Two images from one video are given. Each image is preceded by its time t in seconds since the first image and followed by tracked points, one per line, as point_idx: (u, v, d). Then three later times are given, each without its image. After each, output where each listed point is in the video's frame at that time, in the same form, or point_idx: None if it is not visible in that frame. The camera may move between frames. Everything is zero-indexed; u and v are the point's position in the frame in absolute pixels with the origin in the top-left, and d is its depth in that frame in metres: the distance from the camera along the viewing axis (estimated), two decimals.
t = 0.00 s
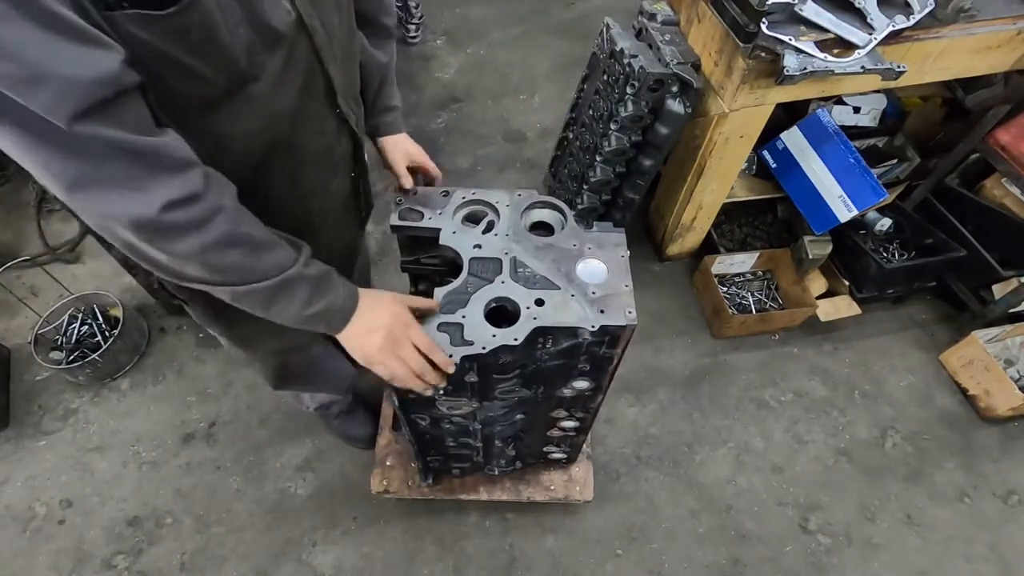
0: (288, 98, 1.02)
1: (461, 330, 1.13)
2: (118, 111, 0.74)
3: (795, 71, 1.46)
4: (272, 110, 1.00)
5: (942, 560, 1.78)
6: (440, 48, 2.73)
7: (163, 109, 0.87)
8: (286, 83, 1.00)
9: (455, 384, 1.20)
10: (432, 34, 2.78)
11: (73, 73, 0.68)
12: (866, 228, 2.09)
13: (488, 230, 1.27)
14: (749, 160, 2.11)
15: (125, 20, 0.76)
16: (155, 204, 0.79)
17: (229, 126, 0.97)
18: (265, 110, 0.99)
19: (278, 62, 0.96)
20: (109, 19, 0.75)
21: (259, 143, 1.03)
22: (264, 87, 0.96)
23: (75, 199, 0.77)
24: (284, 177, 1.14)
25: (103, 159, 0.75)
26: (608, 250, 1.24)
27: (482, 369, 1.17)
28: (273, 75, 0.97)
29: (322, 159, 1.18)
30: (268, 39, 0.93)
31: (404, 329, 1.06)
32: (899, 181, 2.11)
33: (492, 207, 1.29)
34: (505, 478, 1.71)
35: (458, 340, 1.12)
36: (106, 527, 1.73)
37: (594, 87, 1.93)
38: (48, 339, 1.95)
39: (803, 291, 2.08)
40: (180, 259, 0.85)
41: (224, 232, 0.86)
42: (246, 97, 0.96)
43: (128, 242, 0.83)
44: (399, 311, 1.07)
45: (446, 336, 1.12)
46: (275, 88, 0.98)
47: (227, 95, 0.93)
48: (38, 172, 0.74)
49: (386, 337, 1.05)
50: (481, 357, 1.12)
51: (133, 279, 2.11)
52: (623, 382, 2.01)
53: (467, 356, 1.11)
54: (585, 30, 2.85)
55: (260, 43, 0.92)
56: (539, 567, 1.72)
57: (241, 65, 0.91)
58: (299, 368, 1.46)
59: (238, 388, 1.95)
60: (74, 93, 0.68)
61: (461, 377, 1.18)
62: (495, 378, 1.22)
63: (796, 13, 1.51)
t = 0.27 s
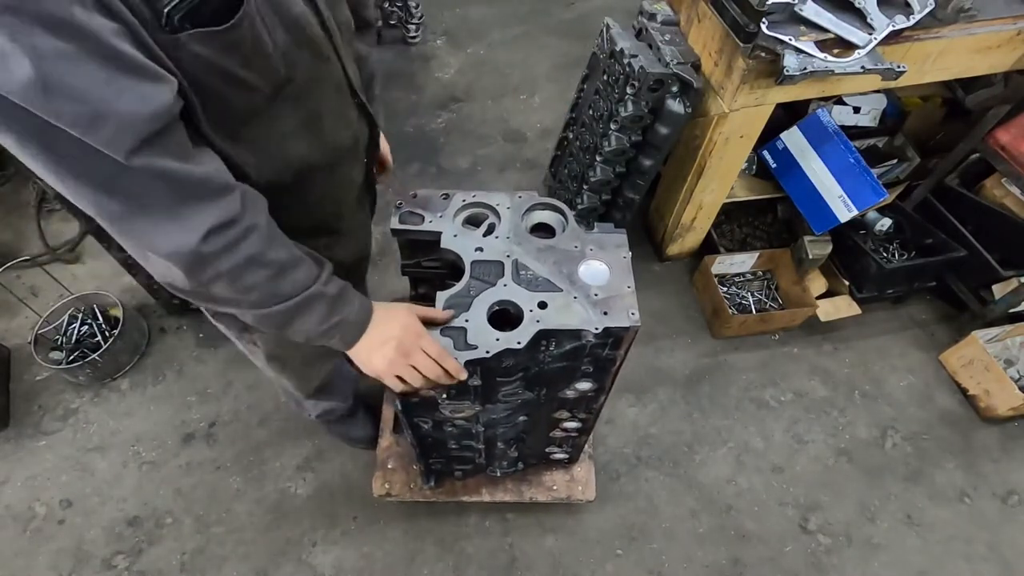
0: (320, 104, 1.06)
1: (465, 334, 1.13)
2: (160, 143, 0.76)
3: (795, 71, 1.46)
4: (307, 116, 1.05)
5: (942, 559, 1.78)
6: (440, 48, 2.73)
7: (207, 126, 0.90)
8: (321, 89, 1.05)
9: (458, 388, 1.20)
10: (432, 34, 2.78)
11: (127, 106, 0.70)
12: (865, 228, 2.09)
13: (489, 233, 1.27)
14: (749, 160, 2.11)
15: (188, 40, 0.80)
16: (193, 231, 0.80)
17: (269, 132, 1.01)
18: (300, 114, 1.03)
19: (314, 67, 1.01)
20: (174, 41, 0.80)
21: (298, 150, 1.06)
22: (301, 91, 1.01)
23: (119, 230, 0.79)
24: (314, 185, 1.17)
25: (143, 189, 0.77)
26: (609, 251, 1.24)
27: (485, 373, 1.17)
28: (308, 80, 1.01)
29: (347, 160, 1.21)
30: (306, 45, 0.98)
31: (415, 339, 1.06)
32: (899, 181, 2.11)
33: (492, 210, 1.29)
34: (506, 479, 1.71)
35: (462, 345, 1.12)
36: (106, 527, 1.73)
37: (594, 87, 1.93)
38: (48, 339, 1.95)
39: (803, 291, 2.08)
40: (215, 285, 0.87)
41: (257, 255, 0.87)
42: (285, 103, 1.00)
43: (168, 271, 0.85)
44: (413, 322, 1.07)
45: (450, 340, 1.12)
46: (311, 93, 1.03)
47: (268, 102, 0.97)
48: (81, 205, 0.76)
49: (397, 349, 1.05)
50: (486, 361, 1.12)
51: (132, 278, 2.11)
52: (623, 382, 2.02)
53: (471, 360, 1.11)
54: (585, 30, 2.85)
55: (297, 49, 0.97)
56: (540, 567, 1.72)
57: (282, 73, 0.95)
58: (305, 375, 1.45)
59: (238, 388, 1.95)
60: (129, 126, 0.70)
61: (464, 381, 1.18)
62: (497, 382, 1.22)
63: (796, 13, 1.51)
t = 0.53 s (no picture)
0: (300, 123, 1.04)
1: (479, 342, 1.13)
2: (150, 166, 0.75)
3: (795, 71, 1.46)
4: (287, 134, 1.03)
5: (942, 560, 1.78)
6: (440, 48, 2.73)
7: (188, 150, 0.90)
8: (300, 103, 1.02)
9: (471, 398, 1.20)
10: (432, 34, 2.78)
11: (107, 128, 0.69)
12: (866, 229, 2.09)
13: (493, 238, 1.26)
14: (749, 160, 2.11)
15: (152, 61, 0.79)
16: (198, 252, 0.80)
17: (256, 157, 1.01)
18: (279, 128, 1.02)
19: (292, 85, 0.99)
20: (137, 63, 0.78)
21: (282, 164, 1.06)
22: (281, 112, 1.00)
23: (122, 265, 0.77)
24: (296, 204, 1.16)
25: (143, 216, 0.76)
26: (615, 251, 1.25)
27: (499, 380, 1.17)
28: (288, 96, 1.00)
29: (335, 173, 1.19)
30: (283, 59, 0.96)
31: (429, 352, 1.06)
32: (899, 181, 2.11)
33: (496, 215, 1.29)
34: (515, 482, 1.71)
35: (476, 353, 1.11)
36: (106, 527, 1.73)
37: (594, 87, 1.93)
38: (48, 339, 1.95)
39: (803, 291, 2.08)
40: (223, 309, 0.86)
41: (263, 272, 0.87)
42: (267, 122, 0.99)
43: (174, 299, 0.84)
44: (426, 336, 1.08)
45: (463, 350, 1.12)
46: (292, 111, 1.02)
47: (248, 119, 0.96)
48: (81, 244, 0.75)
49: (412, 362, 1.06)
50: (500, 368, 1.12)
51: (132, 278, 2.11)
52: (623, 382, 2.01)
53: (487, 368, 1.11)
54: (585, 30, 2.85)
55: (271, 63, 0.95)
56: (540, 567, 1.72)
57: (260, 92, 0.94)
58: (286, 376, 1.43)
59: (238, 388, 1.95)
60: (114, 146, 0.69)
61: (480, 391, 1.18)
62: (510, 389, 1.22)
63: (796, 13, 1.51)
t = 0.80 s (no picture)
0: (275, 136, 1.02)
1: (487, 347, 1.13)
2: (146, 210, 0.75)
3: (795, 71, 1.46)
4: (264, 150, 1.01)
5: (942, 560, 1.78)
6: (440, 48, 2.73)
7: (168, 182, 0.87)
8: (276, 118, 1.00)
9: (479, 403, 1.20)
10: (432, 34, 2.78)
11: (93, 171, 0.68)
12: (866, 229, 2.09)
13: (495, 241, 1.26)
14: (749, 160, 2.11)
15: (126, 90, 0.76)
16: (201, 291, 0.81)
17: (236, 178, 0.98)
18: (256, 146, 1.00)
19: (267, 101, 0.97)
20: (110, 94, 0.75)
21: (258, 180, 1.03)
22: (258, 126, 0.97)
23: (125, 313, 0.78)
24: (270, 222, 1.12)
25: (141, 261, 0.76)
26: (618, 250, 1.25)
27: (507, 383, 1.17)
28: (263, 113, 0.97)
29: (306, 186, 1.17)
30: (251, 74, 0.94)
31: (438, 357, 1.07)
32: (900, 181, 2.11)
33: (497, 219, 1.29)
34: (521, 485, 1.71)
35: (484, 358, 1.12)
36: (106, 527, 1.73)
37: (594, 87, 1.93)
38: (48, 339, 1.96)
39: (803, 291, 2.08)
40: (232, 344, 0.87)
41: (268, 300, 0.88)
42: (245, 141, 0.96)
43: (184, 343, 0.85)
44: (433, 340, 1.08)
45: (471, 354, 1.12)
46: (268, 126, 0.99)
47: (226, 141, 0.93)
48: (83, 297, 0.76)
49: (421, 368, 1.07)
50: (508, 372, 1.13)
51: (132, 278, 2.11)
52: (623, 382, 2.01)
53: (496, 372, 1.11)
54: (585, 30, 2.85)
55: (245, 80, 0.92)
56: (540, 567, 1.72)
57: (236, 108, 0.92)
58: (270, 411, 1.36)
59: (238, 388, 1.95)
60: (104, 191, 0.69)
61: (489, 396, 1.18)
62: (517, 392, 1.22)
63: (796, 13, 1.51)
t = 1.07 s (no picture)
0: (237, 157, 1.05)
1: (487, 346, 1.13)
2: (127, 286, 0.77)
3: (795, 71, 1.46)
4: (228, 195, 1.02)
5: (942, 560, 1.78)
6: (440, 48, 2.73)
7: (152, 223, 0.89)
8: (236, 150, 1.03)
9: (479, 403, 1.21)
10: (432, 34, 2.78)
11: (84, 251, 0.69)
12: (866, 229, 2.09)
13: (495, 242, 1.26)
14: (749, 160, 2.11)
15: (99, 140, 0.79)
16: (192, 358, 0.82)
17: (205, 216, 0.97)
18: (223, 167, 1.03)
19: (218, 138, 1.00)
20: (86, 148, 0.78)
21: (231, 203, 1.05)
22: (216, 151, 1.00)
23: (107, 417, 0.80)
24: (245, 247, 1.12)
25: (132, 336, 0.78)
26: (618, 250, 1.25)
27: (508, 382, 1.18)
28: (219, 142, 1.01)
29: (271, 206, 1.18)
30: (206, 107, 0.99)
31: (427, 356, 1.06)
32: (899, 181, 2.11)
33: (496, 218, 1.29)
34: (521, 486, 1.71)
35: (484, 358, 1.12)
36: (106, 527, 1.73)
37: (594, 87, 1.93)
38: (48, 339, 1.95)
39: (803, 292, 2.08)
40: (226, 403, 0.88)
41: (258, 352, 0.89)
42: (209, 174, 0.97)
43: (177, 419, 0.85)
44: (422, 338, 1.07)
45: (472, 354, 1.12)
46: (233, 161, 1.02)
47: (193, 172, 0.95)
48: (42, 406, 0.77)
49: (411, 370, 1.06)
50: (508, 371, 1.13)
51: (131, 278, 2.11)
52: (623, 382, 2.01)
53: (495, 372, 1.11)
54: (585, 30, 2.85)
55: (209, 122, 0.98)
56: (539, 567, 1.72)
57: (203, 137, 0.96)
58: (270, 440, 1.33)
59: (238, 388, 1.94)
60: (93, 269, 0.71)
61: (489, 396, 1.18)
62: (517, 392, 1.22)
63: (796, 13, 1.51)
